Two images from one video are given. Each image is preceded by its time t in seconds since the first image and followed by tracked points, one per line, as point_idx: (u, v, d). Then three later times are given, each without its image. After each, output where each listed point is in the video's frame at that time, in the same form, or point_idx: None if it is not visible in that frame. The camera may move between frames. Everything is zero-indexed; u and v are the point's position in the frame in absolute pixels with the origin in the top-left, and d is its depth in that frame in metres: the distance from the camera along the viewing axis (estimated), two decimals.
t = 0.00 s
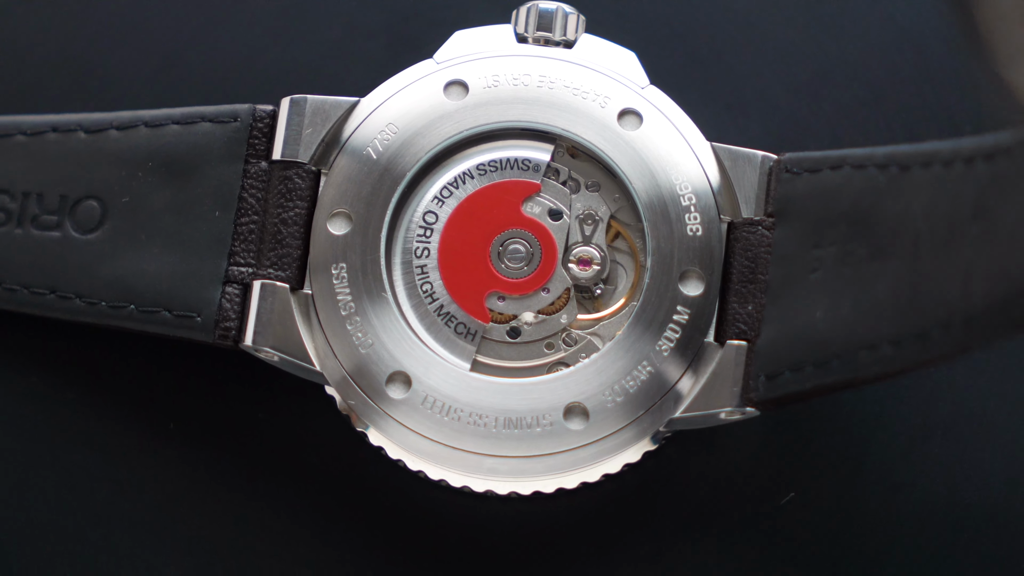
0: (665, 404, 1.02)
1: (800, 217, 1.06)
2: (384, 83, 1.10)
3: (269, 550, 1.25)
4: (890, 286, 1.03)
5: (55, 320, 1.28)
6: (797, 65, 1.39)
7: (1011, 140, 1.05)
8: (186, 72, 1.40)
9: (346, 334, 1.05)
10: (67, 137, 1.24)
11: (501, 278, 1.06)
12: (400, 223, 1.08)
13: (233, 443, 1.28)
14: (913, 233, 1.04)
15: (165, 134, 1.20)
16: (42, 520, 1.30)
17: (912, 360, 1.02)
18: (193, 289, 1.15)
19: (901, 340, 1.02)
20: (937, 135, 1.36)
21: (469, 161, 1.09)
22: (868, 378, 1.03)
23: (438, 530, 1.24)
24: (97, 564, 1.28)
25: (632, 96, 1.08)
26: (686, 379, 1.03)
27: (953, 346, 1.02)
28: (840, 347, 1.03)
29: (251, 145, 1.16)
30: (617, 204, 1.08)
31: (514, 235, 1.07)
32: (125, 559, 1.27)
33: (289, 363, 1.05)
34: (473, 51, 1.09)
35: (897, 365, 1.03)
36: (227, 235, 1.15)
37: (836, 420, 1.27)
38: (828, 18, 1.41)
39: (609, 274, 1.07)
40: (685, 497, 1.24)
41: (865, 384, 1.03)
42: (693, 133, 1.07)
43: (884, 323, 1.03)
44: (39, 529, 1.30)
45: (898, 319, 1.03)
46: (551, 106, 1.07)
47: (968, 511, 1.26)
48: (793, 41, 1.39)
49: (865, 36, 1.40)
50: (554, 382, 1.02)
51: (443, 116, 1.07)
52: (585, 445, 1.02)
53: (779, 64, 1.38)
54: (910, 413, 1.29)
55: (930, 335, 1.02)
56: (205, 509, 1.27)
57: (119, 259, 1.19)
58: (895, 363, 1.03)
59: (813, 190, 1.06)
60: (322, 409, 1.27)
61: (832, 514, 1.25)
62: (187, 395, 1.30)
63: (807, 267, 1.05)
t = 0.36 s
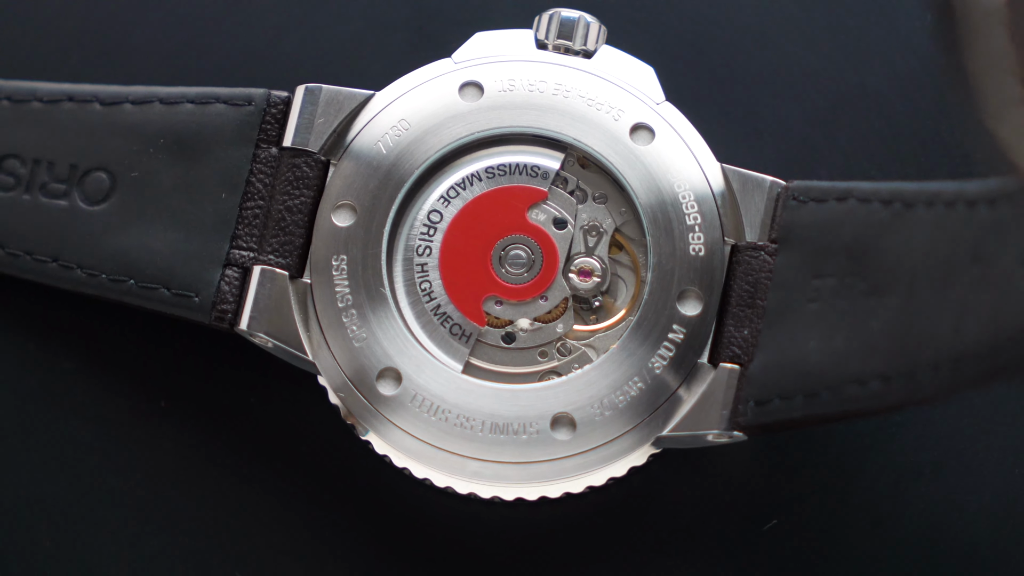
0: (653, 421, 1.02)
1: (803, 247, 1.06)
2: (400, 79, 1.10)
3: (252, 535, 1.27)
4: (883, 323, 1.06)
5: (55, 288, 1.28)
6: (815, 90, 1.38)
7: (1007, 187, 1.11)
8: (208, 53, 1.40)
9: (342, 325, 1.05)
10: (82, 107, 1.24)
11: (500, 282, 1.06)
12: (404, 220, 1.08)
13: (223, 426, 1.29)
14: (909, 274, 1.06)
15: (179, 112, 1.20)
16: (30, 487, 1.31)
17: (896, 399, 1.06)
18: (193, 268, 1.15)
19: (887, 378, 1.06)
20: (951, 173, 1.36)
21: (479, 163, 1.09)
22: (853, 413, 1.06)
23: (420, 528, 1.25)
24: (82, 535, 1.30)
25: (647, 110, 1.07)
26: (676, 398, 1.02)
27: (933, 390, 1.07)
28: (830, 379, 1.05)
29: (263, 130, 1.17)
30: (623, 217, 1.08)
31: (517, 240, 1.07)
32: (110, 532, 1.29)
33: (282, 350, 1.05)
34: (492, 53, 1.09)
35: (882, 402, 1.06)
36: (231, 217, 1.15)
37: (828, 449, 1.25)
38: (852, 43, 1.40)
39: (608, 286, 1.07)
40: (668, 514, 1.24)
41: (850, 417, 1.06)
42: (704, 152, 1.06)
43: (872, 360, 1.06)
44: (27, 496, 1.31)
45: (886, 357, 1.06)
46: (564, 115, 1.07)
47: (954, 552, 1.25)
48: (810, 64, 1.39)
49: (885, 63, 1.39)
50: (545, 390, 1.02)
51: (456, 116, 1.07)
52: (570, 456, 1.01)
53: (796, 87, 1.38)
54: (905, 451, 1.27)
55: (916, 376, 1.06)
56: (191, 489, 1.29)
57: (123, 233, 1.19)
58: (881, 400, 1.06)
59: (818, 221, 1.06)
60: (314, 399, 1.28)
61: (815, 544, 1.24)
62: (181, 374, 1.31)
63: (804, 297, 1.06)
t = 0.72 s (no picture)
0: (640, 437, 1.01)
1: (801, 275, 1.06)
2: (416, 75, 1.10)
3: (234, 520, 1.28)
4: (868, 357, 1.06)
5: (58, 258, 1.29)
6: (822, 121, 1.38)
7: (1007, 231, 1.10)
8: (229, 36, 1.40)
9: (337, 317, 1.05)
10: (98, 80, 1.24)
11: (499, 287, 1.06)
12: (409, 217, 1.09)
13: (213, 409, 1.30)
14: (901, 312, 1.06)
15: (194, 92, 1.20)
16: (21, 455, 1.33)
17: (884, 434, 1.07)
18: (195, 250, 1.16)
19: (878, 413, 1.06)
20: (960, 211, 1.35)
21: (487, 166, 1.09)
22: (840, 445, 1.06)
23: (399, 527, 1.26)
24: (68, 506, 1.31)
25: (660, 125, 1.07)
26: (665, 416, 1.02)
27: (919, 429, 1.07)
28: (813, 410, 1.05)
29: (275, 117, 1.17)
30: (627, 231, 1.07)
31: (519, 246, 1.07)
32: (97, 505, 1.31)
33: (277, 337, 1.06)
34: (509, 57, 1.09)
35: (869, 437, 1.07)
36: (237, 201, 1.15)
37: (814, 477, 1.25)
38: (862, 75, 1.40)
39: (607, 299, 1.07)
40: (650, 532, 1.23)
41: (832, 450, 1.06)
42: (714, 172, 1.05)
43: (863, 393, 1.06)
44: (17, 462, 1.33)
45: (870, 392, 1.06)
46: (576, 124, 1.07)
47: None
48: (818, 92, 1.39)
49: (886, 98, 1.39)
50: (534, 398, 1.02)
51: (469, 117, 1.07)
52: (554, 466, 1.01)
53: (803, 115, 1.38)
54: (888, 489, 1.26)
55: (895, 412, 1.06)
56: (178, 469, 1.30)
57: (129, 208, 1.20)
58: (869, 435, 1.06)
59: (819, 250, 1.06)
60: (305, 390, 1.29)
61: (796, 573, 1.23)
62: (177, 354, 1.32)
63: (798, 326, 1.06)
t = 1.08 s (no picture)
0: (625, 451, 1.01)
1: (799, 301, 1.06)
2: (432, 74, 1.10)
3: (218, 504, 1.28)
4: (859, 389, 1.06)
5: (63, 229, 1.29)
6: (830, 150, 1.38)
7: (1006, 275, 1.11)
8: (251, 22, 1.41)
9: (334, 309, 1.05)
10: (116, 54, 1.24)
11: (497, 291, 1.06)
12: (413, 215, 1.09)
13: (206, 392, 1.30)
14: (894, 346, 1.06)
15: (210, 74, 1.20)
16: (12, 423, 1.33)
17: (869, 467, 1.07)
18: (199, 232, 1.17)
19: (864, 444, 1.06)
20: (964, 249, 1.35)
21: (496, 169, 1.09)
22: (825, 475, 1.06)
23: (381, 524, 1.26)
24: (55, 477, 1.32)
25: (670, 141, 1.06)
26: (652, 432, 1.01)
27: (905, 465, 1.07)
28: (801, 438, 1.05)
29: (289, 105, 1.17)
30: (630, 244, 1.07)
31: (521, 251, 1.07)
32: (84, 479, 1.31)
33: (273, 324, 1.06)
34: (526, 62, 1.09)
35: (855, 469, 1.06)
36: (244, 186, 1.16)
37: (800, 506, 1.25)
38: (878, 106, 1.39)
39: (605, 311, 1.07)
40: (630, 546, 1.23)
41: (816, 479, 1.06)
42: (722, 191, 1.04)
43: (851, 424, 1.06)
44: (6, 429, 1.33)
45: (857, 424, 1.06)
46: (587, 134, 1.07)
47: None
48: (829, 120, 1.39)
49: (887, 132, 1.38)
50: (524, 404, 1.02)
51: (481, 120, 1.07)
52: (538, 474, 1.01)
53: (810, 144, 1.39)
54: (874, 522, 1.25)
55: (882, 447, 1.06)
56: (167, 449, 1.30)
57: (136, 185, 1.20)
58: (854, 467, 1.06)
59: (819, 278, 1.06)
60: (297, 379, 1.29)
61: None
62: (174, 335, 1.32)
63: (792, 352, 1.06)
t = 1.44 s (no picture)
0: (609, 465, 1.01)
1: (794, 330, 1.06)
2: (450, 73, 1.10)
3: (200, 485, 1.29)
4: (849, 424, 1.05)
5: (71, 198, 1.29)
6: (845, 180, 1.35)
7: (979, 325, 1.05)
8: (276, 9, 1.41)
9: (331, 299, 1.05)
10: (139, 28, 1.24)
11: (495, 295, 1.06)
12: (418, 212, 1.09)
13: (199, 372, 1.31)
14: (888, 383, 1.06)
15: (229, 56, 1.20)
16: (4, 386, 1.33)
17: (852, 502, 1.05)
18: (204, 212, 1.17)
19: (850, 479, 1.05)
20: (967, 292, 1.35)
21: (504, 173, 1.09)
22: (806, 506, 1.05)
23: (359, 519, 1.26)
24: (42, 444, 1.32)
25: (681, 159, 1.06)
26: (637, 449, 1.01)
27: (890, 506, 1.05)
28: (786, 467, 1.05)
29: (304, 92, 1.18)
30: (633, 259, 1.07)
31: (523, 257, 1.07)
32: (70, 448, 1.32)
33: (269, 309, 1.07)
34: (545, 69, 1.09)
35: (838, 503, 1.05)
36: (253, 171, 1.17)
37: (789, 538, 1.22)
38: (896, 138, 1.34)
39: (601, 324, 1.07)
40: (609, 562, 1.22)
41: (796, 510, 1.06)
42: (729, 213, 1.04)
43: (838, 458, 1.05)
44: None
45: (845, 459, 1.05)
46: (599, 146, 1.07)
47: None
48: (847, 150, 1.36)
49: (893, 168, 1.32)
50: (512, 410, 1.02)
51: (494, 123, 1.08)
52: (520, 481, 1.01)
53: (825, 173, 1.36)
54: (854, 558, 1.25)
55: (867, 484, 1.05)
56: (154, 425, 1.30)
57: (147, 160, 1.20)
58: (836, 500, 1.05)
59: (816, 308, 1.06)
60: (289, 367, 1.29)
61: None
62: (172, 312, 1.32)
63: (784, 380, 1.05)
